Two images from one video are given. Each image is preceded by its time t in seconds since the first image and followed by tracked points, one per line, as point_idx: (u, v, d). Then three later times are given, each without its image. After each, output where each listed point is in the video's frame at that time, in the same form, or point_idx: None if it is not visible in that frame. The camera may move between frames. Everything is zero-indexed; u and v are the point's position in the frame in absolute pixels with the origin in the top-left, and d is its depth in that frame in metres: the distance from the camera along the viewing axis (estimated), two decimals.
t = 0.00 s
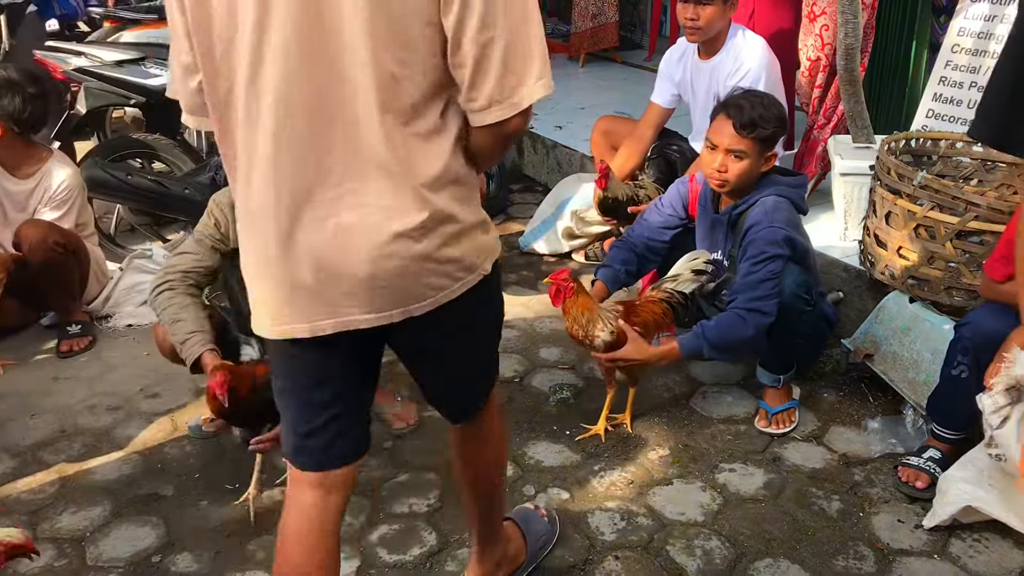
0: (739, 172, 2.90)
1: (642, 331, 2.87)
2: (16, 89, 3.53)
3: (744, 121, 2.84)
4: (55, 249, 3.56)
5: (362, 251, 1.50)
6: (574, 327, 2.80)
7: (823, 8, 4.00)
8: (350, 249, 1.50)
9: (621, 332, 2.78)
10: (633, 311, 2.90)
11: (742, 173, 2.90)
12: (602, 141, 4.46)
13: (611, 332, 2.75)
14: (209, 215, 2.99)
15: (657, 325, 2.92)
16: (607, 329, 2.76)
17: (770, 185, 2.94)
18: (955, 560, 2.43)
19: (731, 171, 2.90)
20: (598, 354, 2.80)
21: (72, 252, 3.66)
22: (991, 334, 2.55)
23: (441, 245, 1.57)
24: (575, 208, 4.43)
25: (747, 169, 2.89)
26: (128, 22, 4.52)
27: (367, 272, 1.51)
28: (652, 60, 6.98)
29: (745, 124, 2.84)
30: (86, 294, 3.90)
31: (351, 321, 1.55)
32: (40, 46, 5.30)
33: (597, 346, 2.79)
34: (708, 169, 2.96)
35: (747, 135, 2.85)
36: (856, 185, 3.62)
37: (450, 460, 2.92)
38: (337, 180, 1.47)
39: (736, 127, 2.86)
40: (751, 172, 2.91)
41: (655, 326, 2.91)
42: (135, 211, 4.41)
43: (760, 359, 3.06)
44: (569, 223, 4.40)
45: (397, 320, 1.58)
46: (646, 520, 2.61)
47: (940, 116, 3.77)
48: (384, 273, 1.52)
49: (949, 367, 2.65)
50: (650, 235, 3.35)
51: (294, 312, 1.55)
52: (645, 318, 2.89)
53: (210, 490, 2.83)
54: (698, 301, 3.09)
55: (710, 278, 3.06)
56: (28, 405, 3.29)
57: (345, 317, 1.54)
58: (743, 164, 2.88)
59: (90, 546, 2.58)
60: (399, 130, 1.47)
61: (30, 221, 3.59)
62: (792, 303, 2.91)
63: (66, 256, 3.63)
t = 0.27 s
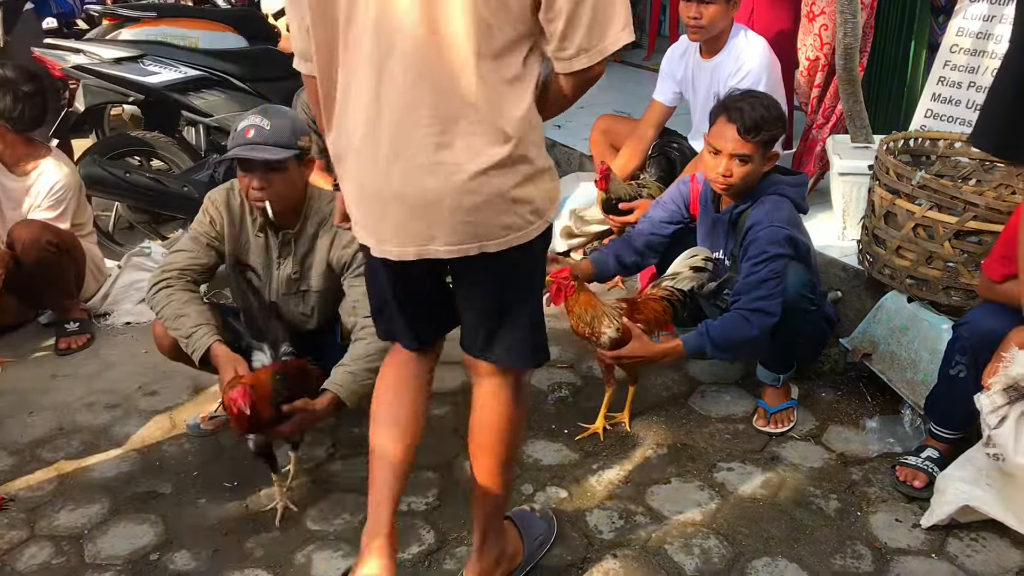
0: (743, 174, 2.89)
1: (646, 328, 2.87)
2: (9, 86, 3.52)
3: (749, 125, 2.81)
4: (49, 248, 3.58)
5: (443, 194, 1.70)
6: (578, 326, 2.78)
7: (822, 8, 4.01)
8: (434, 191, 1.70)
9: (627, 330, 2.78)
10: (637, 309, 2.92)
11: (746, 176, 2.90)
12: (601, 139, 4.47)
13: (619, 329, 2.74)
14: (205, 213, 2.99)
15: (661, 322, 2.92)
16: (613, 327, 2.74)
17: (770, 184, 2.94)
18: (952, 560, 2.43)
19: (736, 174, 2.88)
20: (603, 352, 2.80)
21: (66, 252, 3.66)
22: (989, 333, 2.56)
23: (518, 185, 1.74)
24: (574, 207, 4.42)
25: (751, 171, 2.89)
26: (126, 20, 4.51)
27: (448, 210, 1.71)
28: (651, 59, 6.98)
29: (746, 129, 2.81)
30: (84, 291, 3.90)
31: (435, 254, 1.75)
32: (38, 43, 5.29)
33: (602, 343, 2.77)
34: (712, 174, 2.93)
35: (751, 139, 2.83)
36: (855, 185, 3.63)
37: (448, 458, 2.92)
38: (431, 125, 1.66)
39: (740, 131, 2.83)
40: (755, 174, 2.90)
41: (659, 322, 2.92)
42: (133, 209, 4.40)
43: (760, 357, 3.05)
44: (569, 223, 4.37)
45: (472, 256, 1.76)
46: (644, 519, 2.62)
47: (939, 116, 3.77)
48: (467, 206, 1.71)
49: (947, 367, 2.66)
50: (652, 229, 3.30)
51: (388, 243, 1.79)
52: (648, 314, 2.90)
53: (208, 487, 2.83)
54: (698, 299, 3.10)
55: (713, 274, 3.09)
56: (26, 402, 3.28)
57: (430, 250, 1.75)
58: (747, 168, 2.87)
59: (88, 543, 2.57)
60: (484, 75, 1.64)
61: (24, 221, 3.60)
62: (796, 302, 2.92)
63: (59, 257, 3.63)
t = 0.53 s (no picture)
0: (746, 173, 2.89)
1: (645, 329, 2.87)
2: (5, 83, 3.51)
3: (748, 124, 2.80)
4: (45, 247, 3.56)
5: (478, 169, 1.89)
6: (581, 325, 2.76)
7: (821, 7, 4.00)
8: (470, 166, 1.89)
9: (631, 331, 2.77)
10: (636, 308, 2.90)
11: (749, 174, 2.89)
12: (600, 138, 4.46)
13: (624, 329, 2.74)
14: (201, 214, 2.98)
15: (659, 320, 2.93)
16: (619, 324, 2.73)
17: (770, 185, 2.95)
18: (949, 559, 2.43)
19: (739, 173, 2.87)
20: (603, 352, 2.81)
21: (62, 250, 3.65)
22: (987, 333, 2.57)
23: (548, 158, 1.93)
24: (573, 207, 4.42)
25: (753, 169, 2.88)
26: (124, 18, 4.50)
27: (482, 184, 1.89)
28: (649, 59, 6.97)
29: (746, 128, 2.80)
30: (81, 290, 3.89)
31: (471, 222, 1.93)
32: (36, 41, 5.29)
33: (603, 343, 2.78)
34: (716, 174, 2.92)
35: (752, 137, 2.82)
36: (853, 184, 3.65)
37: (446, 457, 2.92)
38: (468, 106, 1.87)
39: (740, 130, 2.82)
40: (756, 172, 2.90)
41: (656, 321, 2.92)
42: (131, 207, 4.40)
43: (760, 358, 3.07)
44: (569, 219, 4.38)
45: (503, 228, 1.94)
46: (642, 518, 2.62)
47: (937, 116, 3.77)
48: (500, 178, 1.89)
49: (945, 367, 2.67)
50: (654, 229, 3.26)
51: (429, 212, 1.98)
52: (647, 313, 2.90)
53: (205, 486, 2.82)
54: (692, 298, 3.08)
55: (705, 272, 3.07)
56: (23, 401, 3.28)
57: (464, 221, 1.94)
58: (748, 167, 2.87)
59: (86, 542, 2.57)
60: (520, 61, 1.84)
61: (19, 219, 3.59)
62: (797, 302, 2.92)
63: (56, 254, 3.62)
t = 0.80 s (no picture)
0: (746, 170, 2.88)
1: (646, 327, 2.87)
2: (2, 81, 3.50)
3: (748, 121, 2.80)
4: (43, 245, 3.56)
5: (482, 151, 2.06)
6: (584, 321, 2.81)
7: (820, 6, 4.00)
8: (474, 149, 2.07)
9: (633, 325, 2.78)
10: (636, 306, 2.90)
11: (750, 171, 2.89)
12: (599, 137, 4.45)
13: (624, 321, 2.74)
14: (199, 212, 2.98)
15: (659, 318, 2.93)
16: (620, 317, 2.74)
17: (769, 184, 2.95)
18: (949, 558, 2.44)
19: (739, 170, 2.87)
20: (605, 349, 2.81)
21: (61, 248, 3.65)
22: (986, 332, 2.57)
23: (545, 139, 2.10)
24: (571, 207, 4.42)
25: (753, 166, 2.88)
26: (123, 16, 4.49)
27: (486, 164, 2.07)
28: (648, 57, 6.96)
29: (744, 125, 2.80)
30: (80, 289, 3.89)
31: (473, 197, 2.10)
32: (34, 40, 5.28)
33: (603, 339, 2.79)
34: (716, 172, 2.91)
35: (752, 134, 2.82)
36: (851, 183, 3.66)
37: (445, 456, 2.92)
38: (471, 92, 2.04)
39: (739, 127, 2.82)
40: (756, 168, 2.89)
41: (656, 319, 2.92)
42: (130, 206, 4.39)
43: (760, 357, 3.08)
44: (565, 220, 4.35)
45: (503, 204, 2.10)
46: (641, 516, 2.62)
47: (935, 115, 3.77)
48: (501, 157, 2.06)
49: (943, 365, 2.66)
50: (652, 227, 3.18)
51: (439, 191, 2.16)
52: (647, 311, 2.90)
53: (204, 485, 2.82)
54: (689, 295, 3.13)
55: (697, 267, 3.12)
56: (22, 399, 3.28)
57: (471, 198, 2.11)
58: (747, 164, 2.86)
59: (84, 540, 2.57)
60: (517, 47, 2.00)
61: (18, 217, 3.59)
62: (798, 302, 2.91)
63: (55, 252, 3.62)
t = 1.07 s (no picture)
0: (739, 167, 2.87)
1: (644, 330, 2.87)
2: None
3: (741, 120, 2.79)
4: (44, 243, 3.55)
5: (475, 98, 2.44)
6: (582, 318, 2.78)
7: (820, 3, 3.96)
8: (468, 97, 2.45)
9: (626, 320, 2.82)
10: (632, 308, 2.90)
11: (743, 170, 2.88)
12: (599, 134, 4.44)
13: (620, 317, 2.75)
14: (199, 209, 2.97)
15: (659, 318, 2.93)
16: (617, 313, 2.76)
17: (763, 180, 2.93)
18: (949, 556, 2.43)
19: (733, 168, 2.86)
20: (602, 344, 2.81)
21: (61, 245, 3.64)
22: (986, 329, 2.56)
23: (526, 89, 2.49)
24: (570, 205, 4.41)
25: (747, 164, 2.87)
26: (122, 14, 4.49)
27: (475, 109, 2.45)
28: (648, 55, 6.95)
29: (739, 123, 2.79)
30: (79, 287, 3.88)
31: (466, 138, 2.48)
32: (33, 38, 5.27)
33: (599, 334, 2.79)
34: (708, 169, 2.91)
35: (745, 132, 2.81)
36: (851, 181, 3.65)
37: (445, 454, 2.92)
38: (463, 48, 2.42)
39: (732, 125, 2.81)
40: (751, 166, 2.88)
41: (655, 318, 2.92)
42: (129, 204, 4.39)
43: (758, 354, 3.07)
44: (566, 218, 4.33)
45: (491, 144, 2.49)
46: (641, 515, 2.61)
47: (935, 112, 3.77)
48: (490, 104, 2.45)
49: (944, 363, 2.65)
50: (651, 224, 3.18)
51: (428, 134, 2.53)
52: (645, 310, 2.91)
53: (204, 483, 2.82)
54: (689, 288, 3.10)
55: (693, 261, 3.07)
56: (21, 398, 3.27)
57: (458, 140, 2.50)
58: (741, 161, 2.85)
59: (84, 539, 2.57)
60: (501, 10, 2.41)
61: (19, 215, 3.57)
62: (795, 298, 2.91)
63: (55, 250, 3.61)
